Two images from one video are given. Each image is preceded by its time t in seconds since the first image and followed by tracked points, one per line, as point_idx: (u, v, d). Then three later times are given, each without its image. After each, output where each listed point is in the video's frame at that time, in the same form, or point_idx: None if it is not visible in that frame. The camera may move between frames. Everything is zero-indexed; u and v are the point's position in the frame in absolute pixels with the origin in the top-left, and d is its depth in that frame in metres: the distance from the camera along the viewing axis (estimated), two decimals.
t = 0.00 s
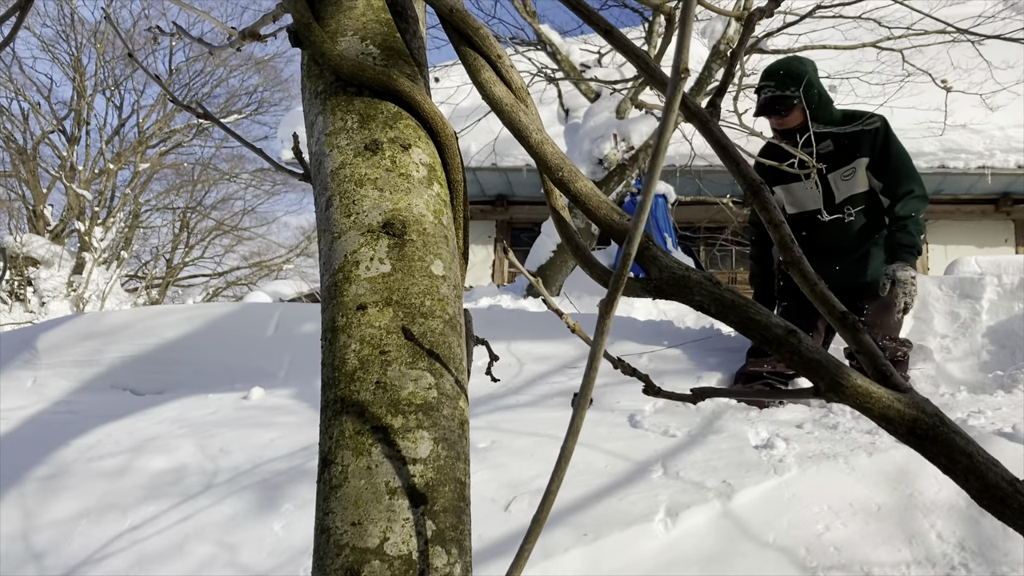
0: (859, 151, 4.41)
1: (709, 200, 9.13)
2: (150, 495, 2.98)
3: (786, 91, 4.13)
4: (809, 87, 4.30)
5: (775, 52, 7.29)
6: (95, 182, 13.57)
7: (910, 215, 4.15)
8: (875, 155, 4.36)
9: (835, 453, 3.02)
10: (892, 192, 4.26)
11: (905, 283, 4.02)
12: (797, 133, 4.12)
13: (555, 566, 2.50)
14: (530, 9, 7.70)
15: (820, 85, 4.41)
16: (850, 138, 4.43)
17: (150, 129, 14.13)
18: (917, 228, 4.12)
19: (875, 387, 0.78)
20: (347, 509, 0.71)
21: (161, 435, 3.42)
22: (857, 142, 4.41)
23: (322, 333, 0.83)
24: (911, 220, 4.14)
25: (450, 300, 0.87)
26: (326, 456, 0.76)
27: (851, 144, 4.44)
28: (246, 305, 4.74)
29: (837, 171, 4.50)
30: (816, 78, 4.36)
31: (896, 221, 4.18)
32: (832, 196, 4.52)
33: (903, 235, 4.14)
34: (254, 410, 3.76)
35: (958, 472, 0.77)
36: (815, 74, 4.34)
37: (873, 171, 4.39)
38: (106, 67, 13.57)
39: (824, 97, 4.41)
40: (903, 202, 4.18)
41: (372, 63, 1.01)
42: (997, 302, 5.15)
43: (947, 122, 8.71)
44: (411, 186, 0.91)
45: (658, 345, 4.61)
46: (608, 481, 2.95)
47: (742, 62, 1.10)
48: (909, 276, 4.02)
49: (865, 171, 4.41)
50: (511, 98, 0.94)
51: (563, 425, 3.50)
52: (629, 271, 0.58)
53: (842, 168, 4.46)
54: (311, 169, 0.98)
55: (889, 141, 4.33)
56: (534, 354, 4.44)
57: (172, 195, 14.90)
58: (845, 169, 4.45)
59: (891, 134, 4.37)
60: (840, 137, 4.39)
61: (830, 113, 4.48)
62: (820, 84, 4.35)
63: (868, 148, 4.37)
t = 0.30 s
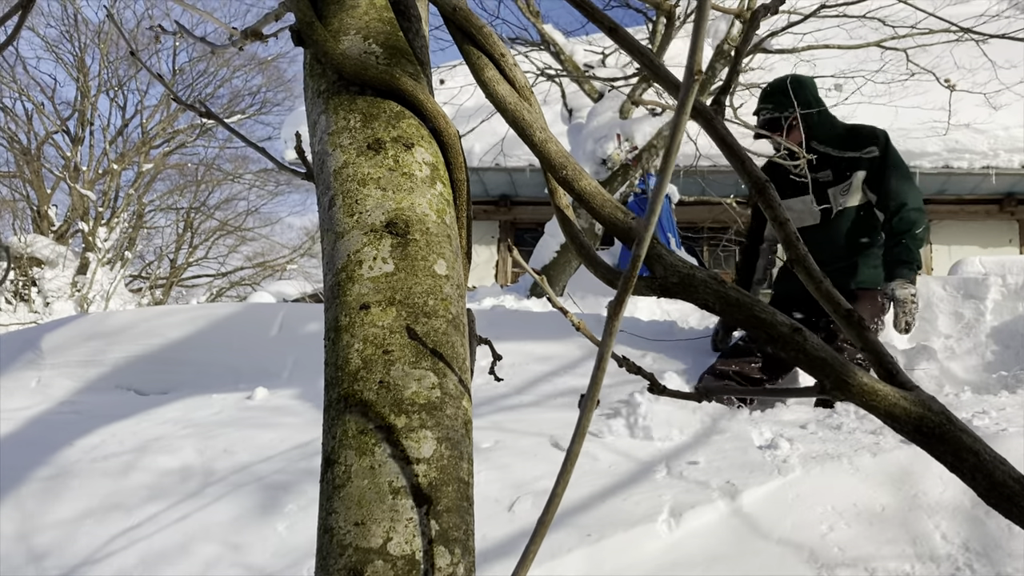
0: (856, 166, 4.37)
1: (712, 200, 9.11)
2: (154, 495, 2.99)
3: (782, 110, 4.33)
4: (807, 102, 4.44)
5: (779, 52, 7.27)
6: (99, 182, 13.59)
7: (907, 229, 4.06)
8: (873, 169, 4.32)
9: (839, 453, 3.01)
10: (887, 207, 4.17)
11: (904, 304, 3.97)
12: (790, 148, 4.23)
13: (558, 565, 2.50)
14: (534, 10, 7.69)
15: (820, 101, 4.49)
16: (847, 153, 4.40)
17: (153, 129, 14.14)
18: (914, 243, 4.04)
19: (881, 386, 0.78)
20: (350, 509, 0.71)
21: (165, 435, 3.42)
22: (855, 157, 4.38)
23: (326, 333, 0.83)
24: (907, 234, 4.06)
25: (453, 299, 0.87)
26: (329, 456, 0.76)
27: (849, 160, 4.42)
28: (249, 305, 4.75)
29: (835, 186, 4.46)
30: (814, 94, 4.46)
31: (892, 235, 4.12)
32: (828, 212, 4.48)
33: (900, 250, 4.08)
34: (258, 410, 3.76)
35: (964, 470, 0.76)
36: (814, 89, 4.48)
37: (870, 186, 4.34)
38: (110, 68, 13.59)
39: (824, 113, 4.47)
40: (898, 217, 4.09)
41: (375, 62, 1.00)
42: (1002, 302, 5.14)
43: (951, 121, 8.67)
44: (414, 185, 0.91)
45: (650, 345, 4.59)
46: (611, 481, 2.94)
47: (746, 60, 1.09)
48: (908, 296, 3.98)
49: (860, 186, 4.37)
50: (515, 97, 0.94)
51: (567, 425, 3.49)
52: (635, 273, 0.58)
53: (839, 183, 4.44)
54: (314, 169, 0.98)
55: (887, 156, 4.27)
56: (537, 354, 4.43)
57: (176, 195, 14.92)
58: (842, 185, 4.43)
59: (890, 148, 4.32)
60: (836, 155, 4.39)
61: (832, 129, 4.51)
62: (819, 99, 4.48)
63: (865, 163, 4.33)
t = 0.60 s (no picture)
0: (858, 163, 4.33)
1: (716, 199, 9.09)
2: (158, 494, 2.99)
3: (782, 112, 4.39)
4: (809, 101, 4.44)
5: (783, 50, 7.24)
6: (103, 182, 13.61)
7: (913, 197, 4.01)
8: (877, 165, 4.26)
9: (842, 453, 3.01)
10: (894, 183, 4.13)
11: (906, 254, 3.85)
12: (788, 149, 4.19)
13: (560, 565, 2.50)
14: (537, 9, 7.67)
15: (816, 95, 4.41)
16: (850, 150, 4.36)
17: (157, 129, 14.15)
18: (918, 207, 3.96)
19: (881, 385, 0.77)
20: (350, 509, 0.71)
21: (169, 435, 3.43)
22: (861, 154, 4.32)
23: (327, 333, 0.83)
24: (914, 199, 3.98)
25: (453, 299, 0.87)
26: (330, 455, 0.76)
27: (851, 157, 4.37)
28: (252, 305, 4.76)
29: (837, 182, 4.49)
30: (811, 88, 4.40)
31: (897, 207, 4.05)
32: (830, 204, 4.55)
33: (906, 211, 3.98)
34: (261, 409, 3.77)
35: (965, 470, 0.75)
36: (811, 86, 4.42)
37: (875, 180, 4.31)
38: (115, 68, 13.61)
39: (828, 108, 4.36)
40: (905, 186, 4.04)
41: (376, 61, 1.00)
42: (1006, 301, 5.12)
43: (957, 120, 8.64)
44: (415, 185, 0.91)
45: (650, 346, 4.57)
46: (614, 481, 2.94)
47: (748, 58, 1.09)
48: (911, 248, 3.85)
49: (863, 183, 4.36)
50: (516, 97, 0.94)
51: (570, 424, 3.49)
52: (633, 269, 0.58)
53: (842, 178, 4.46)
54: (316, 169, 0.98)
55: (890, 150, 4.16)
56: (540, 353, 4.43)
57: (179, 195, 14.93)
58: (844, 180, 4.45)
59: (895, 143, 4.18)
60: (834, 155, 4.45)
61: (838, 126, 4.39)
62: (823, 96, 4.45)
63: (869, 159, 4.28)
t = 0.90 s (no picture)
0: (843, 176, 4.33)
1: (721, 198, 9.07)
2: (164, 493, 3.01)
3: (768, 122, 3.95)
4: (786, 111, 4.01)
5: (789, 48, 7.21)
6: (109, 181, 13.64)
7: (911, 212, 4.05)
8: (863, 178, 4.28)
9: (849, 451, 3.00)
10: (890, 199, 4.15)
11: (901, 269, 3.90)
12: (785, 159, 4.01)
13: (566, 564, 2.51)
14: (541, 7, 7.65)
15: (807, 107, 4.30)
16: (834, 163, 4.34)
17: (163, 128, 14.18)
18: (915, 222, 4.00)
19: (890, 381, 0.78)
20: (359, 508, 0.71)
21: (175, 434, 3.44)
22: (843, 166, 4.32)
23: (334, 333, 0.83)
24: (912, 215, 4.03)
25: (461, 299, 0.87)
26: (338, 455, 0.77)
27: (836, 170, 4.36)
28: (257, 304, 4.76)
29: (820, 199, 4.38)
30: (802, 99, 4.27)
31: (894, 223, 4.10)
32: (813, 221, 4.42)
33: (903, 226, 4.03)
34: (266, 409, 3.77)
35: (975, 466, 0.76)
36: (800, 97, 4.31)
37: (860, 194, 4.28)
38: (120, 67, 13.63)
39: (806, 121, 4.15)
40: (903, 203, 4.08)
41: (383, 62, 1.01)
42: (1013, 300, 5.09)
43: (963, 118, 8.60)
44: (422, 185, 0.91)
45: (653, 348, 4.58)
46: (618, 480, 2.94)
47: (755, 57, 1.09)
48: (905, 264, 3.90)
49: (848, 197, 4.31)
50: (522, 96, 0.94)
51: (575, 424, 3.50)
52: (634, 270, 0.58)
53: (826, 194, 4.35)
54: (322, 169, 0.98)
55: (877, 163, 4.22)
56: (545, 352, 4.43)
57: (185, 194, 14.96)
58: (828, 196, 4.35)
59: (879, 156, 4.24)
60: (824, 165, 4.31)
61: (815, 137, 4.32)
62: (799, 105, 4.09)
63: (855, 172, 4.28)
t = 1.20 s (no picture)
0: (849, 173, 4.32)
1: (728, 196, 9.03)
2: (171, 491, 3.01)
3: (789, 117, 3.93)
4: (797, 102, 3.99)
5: (797, 45, 7.18)
6: (116, 180, 13.66)
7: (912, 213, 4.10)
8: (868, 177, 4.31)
9: (857, 450, 2.99)
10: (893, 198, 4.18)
11: (900, 270, 3.89)
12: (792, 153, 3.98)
13: (573, 562, 2.51)
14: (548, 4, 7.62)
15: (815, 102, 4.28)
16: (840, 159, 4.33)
17: (169, 127, 14.20)
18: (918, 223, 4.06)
19: (905, 378, 0.77)
20: (370, 503, 0.71)
21: (182, 432, 3.44)
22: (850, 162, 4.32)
23: (345, 328, 0.83)
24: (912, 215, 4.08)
25: (471, 294, 0.87)
26: (349, 450, 0.76)
27: (842, 166, 4.35)
28: (265, 303, 4.77)
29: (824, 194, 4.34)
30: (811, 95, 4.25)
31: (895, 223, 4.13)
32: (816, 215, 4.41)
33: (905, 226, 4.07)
34: (273, 406, 3.77)
35: (991, 464, 0.74)
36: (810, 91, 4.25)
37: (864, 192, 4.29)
38: (127, 66, 13.64)
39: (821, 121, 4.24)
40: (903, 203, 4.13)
41: (393, 56, 1.00)
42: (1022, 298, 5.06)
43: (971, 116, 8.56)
44: (433, 180, 0.91)
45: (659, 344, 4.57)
46: (626, 478, 2.93)
47: (768, 51, 1.09)
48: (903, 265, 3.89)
49: (851, 193, 4.27)
50: (533, 90, 0.93)
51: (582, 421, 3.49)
52: (645, 262, 0.58)
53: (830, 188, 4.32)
54: (333, 164, 0.98)
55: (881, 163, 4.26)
56: (552, 350, 4.42)
57: (191, 193, 14.98)
58: (831, 192, 4.31)
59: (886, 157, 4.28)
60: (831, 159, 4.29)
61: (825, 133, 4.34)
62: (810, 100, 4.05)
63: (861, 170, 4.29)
